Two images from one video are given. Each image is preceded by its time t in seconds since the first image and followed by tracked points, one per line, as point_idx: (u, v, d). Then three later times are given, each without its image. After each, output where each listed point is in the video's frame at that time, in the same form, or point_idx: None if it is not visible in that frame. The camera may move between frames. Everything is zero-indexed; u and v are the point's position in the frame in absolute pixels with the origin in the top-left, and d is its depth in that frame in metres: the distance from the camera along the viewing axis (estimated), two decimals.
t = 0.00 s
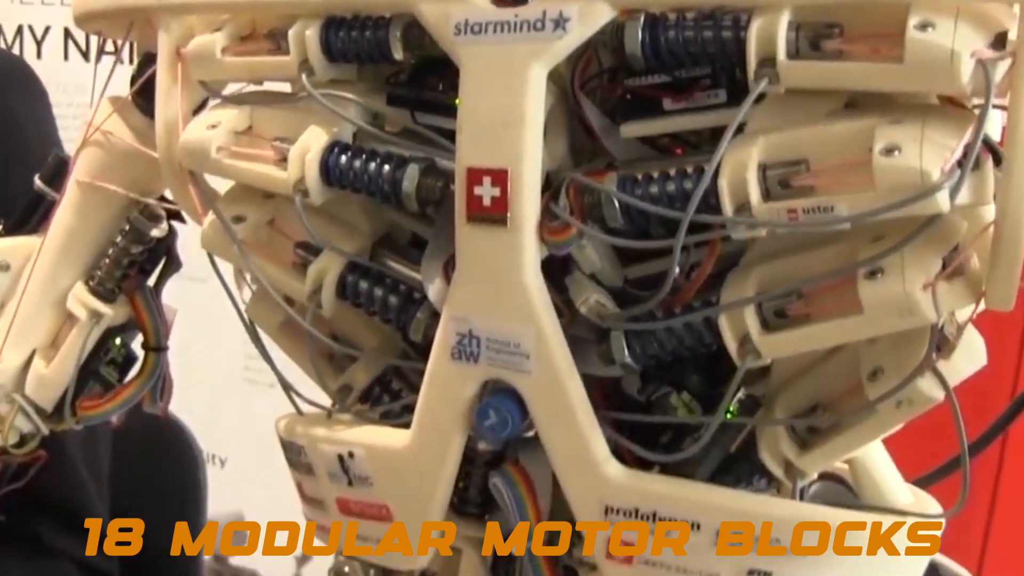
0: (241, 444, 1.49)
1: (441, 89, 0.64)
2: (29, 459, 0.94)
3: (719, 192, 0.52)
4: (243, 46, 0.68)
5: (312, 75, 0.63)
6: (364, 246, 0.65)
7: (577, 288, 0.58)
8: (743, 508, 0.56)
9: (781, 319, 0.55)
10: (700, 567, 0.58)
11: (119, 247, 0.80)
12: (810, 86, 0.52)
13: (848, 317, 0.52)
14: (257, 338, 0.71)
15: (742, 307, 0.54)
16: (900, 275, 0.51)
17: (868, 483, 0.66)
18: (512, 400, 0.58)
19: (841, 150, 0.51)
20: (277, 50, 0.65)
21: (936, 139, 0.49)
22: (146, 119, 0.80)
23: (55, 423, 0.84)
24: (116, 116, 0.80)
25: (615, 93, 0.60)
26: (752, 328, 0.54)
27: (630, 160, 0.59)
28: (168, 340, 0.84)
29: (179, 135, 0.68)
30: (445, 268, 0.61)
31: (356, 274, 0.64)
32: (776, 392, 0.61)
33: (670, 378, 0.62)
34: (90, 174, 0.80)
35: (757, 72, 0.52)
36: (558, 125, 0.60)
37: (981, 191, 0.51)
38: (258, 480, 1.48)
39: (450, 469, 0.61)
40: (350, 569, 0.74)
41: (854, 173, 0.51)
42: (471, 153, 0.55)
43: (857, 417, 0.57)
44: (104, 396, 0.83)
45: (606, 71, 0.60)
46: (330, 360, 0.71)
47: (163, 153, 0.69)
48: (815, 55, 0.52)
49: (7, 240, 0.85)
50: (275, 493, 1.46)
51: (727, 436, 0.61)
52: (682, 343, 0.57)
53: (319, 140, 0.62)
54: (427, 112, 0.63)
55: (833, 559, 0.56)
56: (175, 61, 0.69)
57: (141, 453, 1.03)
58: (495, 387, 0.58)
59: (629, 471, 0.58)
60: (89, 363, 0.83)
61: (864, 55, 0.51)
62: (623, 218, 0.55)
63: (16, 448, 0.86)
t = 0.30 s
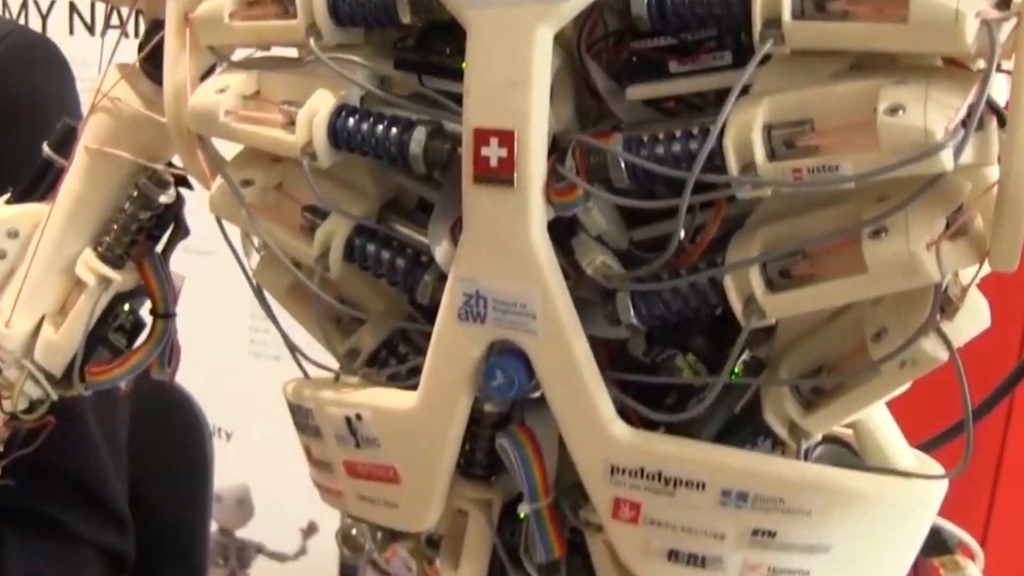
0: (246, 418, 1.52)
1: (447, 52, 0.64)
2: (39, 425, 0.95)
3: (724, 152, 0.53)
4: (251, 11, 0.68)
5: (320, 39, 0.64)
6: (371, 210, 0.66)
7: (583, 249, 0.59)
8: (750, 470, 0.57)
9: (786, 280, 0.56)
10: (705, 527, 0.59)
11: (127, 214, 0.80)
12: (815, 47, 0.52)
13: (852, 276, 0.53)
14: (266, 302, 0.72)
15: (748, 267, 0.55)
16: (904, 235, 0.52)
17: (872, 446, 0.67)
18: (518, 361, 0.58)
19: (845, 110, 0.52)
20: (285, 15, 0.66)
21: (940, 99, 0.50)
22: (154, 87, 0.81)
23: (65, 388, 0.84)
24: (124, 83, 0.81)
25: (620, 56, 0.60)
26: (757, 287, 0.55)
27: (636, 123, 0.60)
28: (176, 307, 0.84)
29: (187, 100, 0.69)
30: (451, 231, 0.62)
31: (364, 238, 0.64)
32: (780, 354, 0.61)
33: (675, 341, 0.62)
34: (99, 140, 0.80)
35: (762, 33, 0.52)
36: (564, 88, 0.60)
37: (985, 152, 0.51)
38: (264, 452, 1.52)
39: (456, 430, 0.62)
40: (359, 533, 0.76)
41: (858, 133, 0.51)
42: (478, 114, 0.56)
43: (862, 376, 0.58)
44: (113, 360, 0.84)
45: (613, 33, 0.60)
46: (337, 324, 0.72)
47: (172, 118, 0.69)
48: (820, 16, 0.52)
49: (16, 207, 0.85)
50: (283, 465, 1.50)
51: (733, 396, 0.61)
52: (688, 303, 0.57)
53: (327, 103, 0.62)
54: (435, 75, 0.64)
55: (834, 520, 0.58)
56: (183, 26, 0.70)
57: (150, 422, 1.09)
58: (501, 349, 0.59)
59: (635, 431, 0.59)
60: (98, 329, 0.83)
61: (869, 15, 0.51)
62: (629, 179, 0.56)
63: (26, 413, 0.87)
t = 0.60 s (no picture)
0: (257, 392, 1.54)
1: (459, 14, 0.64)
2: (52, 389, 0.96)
3: (737, 110, 0.53)
4: None
5: None
6: (383, 171, 0.66)
7: (594, 209, 0.59)
8: (764, 428, 0.58)
9: (797, 238, 0.56)
10: (716, 485, 0.59)
11: (140, 177, 0.81)
12: (827, 4, 0.52)
13: (864, 234, 0.53)
14: (278, 264, 0.72)
15: (759, 225, 0.55)
16: (915, 192, 0.52)
17: (880, 405, 0.67)
18: (530, 319, 0.59)
19: (858, 68, 0.52)
20: None
21: (952, 56, 0.50)
22: (167, 50, 0.81)
23: (77, 352, 0.85)
24: (136, 47, 0.81)
25: (633, 17, 0.60)
26: (768, 246, 0.55)
27: (648, 83, 0.60)
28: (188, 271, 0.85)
29: (200, 62, 0.69)
30: (464, 191, 0.62)
31: (376, 198, 0.65)
32: (790, 315, 0.61)
33: (685, 301, 0.62)
34: (112, 104, 0.81)
35: None
36: (577, 48, 0.60)
37: (996, 110, 0.51)
38: (273, 423, 1.54)
39: (468, 389, 0.63)
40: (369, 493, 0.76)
41: (870, 90, 0.51)
42: (491, 72, 0.56)
43: (873, 335, 0.58)
44: (125, 323, 0.84)
45: None
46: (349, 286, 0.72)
47: (185, 80, 0.70)
48: None
49: (30, 171, 0.86)
50: (293, 435, 1.53)
51: (743, 355, 0.61)
52: (699, 263, 0.58)
53: (339, 64, 0.63)
54: (448, 37, 0.64)
55: (842, 480, 0.59)
56: None
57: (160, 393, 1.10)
58: (513, 306, 0.59)
59: (646, 389, 0.59)
60: (110, 293, 0.84)
61: None
62: (641, 137, 0.56)
63: (38, 377, 0.87)
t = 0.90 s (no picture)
0: (267, 362, 1.55)
1: None
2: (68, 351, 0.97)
3: (751, 68, 0.53)
4: None
5: None
6: (398, 131, 0.67)
7: (607, 167, 0.59)
8: (775, 384, 0.58)
9: (810, 195, 0.56)
10: (729, 441, 0.60)
11: (155, 139, 0.82)
12: None
13: (877, 190, 0.54)
14: (292, 225, 0.73)
15: (772, 181, 0.55)
16: (927, 148, 0.52)
17: (890, 365, 0.68)
18: (544, 276, 0.59)
19: (872, 25, 0.52)
20: None
21: (966, 13, 0.50)
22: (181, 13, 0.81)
23: (92, 315, 0.85)
24: (150, 10, 0.81)
25: None
26: (781, 203, 0.56)
27: (661, 42, 0.60)
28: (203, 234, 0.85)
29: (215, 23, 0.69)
30: (478, 149, 0.62)
31: (391, 157, 0.65)
32: (801, 274, 0.62)
33: (698, 260, 0.63)
34: (126, 67, 0.81)
35: None
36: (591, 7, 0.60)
37: (1009, 67, 0.51)
38: (284, 393, 1.55)
39: (482, 346, 0.63)
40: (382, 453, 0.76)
41: (883, 46, 0.51)
42: (506, 30, 0.56)
43: (885, 292, 0.58)
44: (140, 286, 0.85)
45: None
46: (363, 247, 0.73)
47: (200, 41, 0.70)
48: None
49: (46, 134, 0.86)
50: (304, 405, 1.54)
51: (756, 313, 0.62)
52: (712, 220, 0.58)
53: (354, 25, 0.63)
54: None
55: (853, 436, 0.59)
56: None
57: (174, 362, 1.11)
58: (527, 264, 0.60)
59: (659, 346, 0.60)
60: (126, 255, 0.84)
61: None
62: (655, 95, 0.56)
63: (54, 339, 0.86)
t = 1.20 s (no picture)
0: (281, 326, 1.57)
1: None
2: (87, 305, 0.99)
3: (760, 22, 0.54)
4: None
5: None
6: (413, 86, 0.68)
7: (619, 121, 0.61)
8: (781, 333, 0.60)
9: (818, 147, 0.58)
10: (737, 390, 0.62)
11: (173, 96, 0.83)
12: None
13: (882, 142, 0.55)
14: (309, 179, 0.74)
15: (780, 134, 0.57)
16: (931, 101, 0.53)
17: (895, 320, 0.69)
18: (556, 227, 0.61)
19: None
20: None
21: None
22: None
23: (111, 270, 0.87)
24: None
25: None
26: (789, 155, 0.57)
27: None
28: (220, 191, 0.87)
29: None
30: (493, 103, 0.64)
31: (406, 112, 0.66)
32: (808, 229, 0.63)
33: (707, 215, 0.64)
34: (144, 24, 0.82)
35: None
36: None
37: (1014, 22, 0.52)
38: (296, 358, 1.57)
39: (495, 296, 0.65)
40: (396, 403, 0.76)
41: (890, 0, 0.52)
42: None
43: (890, 244, 0.60)
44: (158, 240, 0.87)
45: None
46: (378, 202, 0.74)
47: None
48: None
49: (65, 91, 0.87)
50: (317, 369, 1.56)
51: (763, 265, 0.63)
52: (721, 172, 0.59)
53: None
54: None
55: (858, 385, 0.61)
56: None
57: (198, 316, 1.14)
58: (540, 215, 0.61)
59: (668, 295, 0.61)
60: (144, 210, 0.85)
61: None
62: (665, 49, 0.58)
63: (73, 294, 0.88)
